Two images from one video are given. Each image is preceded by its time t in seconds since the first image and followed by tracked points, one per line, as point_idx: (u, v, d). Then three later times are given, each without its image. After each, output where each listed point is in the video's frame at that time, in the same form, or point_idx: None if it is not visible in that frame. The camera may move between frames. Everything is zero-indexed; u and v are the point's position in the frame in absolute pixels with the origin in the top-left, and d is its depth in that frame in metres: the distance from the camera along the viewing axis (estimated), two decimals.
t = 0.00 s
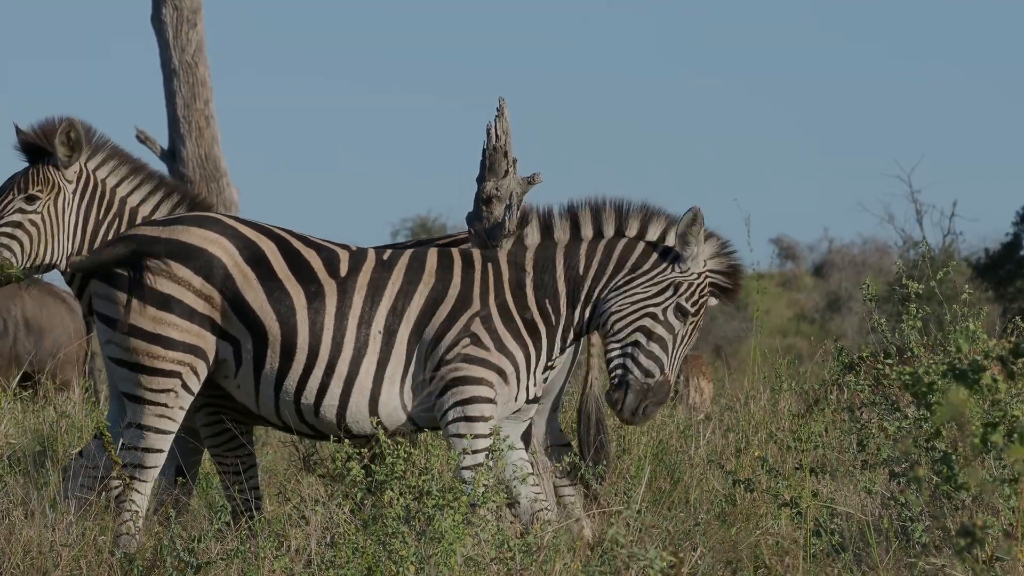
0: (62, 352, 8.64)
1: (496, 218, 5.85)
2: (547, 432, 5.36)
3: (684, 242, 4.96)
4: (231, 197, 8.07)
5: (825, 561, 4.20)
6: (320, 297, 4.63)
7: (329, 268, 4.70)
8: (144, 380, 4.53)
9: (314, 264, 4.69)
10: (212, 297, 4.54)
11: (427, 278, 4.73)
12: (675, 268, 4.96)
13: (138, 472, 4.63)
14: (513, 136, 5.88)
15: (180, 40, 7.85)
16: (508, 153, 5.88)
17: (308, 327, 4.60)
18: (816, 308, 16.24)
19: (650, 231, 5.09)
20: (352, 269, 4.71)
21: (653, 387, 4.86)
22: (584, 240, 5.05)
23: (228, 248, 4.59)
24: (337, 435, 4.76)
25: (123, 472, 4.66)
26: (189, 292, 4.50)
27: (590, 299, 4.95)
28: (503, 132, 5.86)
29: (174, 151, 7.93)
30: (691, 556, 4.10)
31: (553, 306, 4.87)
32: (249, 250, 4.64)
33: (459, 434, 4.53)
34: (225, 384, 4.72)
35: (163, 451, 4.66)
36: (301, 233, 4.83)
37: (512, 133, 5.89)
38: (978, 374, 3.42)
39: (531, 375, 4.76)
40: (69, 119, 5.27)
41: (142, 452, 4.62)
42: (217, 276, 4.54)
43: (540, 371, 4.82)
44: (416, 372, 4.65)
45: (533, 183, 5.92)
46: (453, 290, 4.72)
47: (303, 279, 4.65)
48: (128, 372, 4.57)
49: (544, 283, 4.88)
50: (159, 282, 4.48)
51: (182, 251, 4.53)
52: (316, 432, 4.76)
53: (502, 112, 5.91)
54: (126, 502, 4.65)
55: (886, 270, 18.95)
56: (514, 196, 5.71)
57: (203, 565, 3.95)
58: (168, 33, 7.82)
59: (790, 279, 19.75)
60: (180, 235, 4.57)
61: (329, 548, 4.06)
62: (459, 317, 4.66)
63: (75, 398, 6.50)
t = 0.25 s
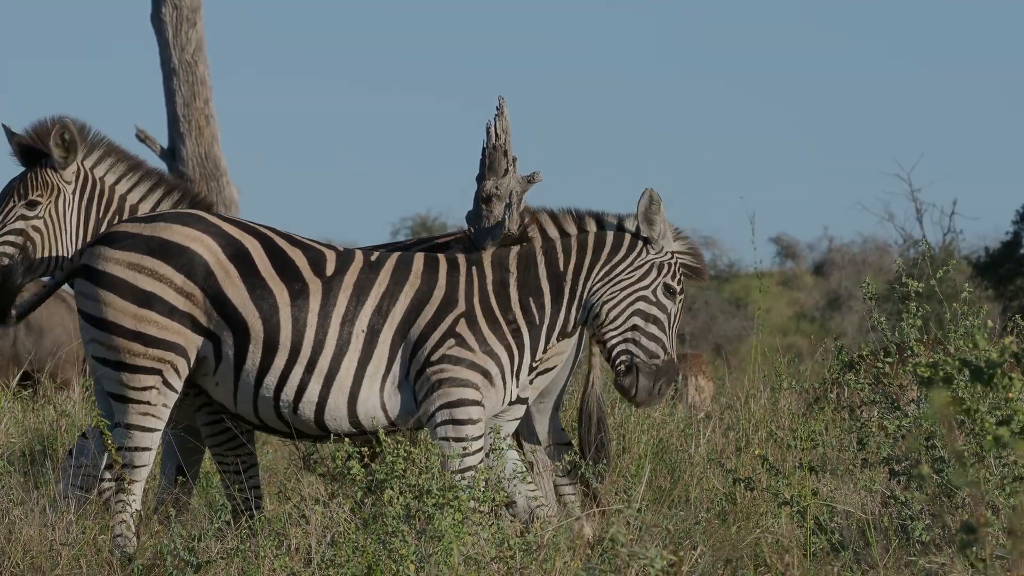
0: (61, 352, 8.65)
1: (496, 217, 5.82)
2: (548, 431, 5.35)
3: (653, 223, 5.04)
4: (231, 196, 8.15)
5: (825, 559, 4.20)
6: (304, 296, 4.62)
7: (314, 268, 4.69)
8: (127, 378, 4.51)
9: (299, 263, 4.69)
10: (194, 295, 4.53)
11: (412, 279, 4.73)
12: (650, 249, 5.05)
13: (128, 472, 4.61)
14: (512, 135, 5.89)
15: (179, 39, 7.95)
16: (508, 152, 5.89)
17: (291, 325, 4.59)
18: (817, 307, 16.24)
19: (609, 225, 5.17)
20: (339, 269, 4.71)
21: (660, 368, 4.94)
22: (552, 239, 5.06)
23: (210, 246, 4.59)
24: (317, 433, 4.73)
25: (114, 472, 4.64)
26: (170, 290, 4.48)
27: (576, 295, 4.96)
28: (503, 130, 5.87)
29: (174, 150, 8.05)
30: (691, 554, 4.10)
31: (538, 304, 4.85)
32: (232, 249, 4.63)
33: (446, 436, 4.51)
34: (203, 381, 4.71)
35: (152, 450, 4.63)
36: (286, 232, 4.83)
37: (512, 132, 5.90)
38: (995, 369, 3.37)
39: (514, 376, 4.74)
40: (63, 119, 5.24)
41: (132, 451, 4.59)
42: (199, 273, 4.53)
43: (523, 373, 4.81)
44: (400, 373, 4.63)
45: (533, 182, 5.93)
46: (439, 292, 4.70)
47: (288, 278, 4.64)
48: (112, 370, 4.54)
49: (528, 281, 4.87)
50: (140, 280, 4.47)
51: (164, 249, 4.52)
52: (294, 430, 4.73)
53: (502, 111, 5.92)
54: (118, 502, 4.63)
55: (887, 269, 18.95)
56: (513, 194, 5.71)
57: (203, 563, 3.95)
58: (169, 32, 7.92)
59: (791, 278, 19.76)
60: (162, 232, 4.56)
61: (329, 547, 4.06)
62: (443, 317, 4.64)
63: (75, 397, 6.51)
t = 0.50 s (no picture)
0: (61, 352, 8.66)
1: (496, 217, 5.84)
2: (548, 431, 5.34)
3: (613, 197, 4.75)
4: (231, 195, 8.25)
5: (825, 558, 4.20)
6: (302, 306, 4.63)
7: (312, 277, 4.70)
8: (127, 379, 4.51)
9: (298, 271, 4.69)
10: (195, 299, 4.54)
11: (400, 287, 4.72)
12: (614, 224, 4.81)
13: (126, 472, 4.63)
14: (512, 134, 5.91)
15: (179, 39, 8.09)
16: (508, 152, 5.91)
17: (288, 335, 4.59)
18: (817, 306, 16.24)
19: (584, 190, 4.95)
20: (335, 280, 4.70)
21: (646, 346, 4.76)
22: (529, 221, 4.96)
23: (212, 252, 4.61)
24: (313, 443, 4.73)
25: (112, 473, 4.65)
26: (171, 293, 4.49)
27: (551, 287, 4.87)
28: (504, 130, 5.89)
29: (175, 150, 8.17)
30: (690, 554, 4.10)
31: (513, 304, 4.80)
32: (233, 256, 4.65)
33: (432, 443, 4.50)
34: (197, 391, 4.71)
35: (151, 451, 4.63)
36: (284, 240, 4.83)
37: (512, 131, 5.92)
38: (1004, 366, 3.36)
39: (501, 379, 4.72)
40: (64, 118, 5.24)
41: (131, 451, 4.60)
42: (201, 278, 4.55)
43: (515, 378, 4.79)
44: (388, 381, 4.63)
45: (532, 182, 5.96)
46: (417, 299, 4.68)
47: (288, 286, 4.65)
48: (111, 370, 4.54)
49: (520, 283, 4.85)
50: (142, 281, 4.47)
51: (167, 252, 4.54)
52: (289, 440, 4.74)
53: (502, 111, 5.92)
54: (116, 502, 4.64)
55: (887, 267, 18.96)
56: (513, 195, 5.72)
57: (204, 562, 3.94)
58: (169, 33, 8.08)
59: (791, 277, 19.76)
60: (165, 236, 4.57)
61: (330, 546, 4.05)
62: (424, 323, 4.63)
63: (75, 397, 6.52)
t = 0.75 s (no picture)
0: (61, 353, 8.67)
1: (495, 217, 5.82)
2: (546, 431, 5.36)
3: (550, 170, 4.67)
4: (232, 195, 8.26)
5: (826, 558, 4.20)
6: (309, 307, 4.65)
7: (318, 278, 4.72)
8: (138, 380, 4.53)
9: (304, 273, 4.71)
10: (201, 300, 4.55)
11: (402, 288, 4.75)
12: (563, 194, 4.71)
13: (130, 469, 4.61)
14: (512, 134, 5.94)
15: (179, 39, 8.10)
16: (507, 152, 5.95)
17: (296, 337, 4.61)
18: (817, 305, 16.24)
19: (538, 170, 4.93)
20: (340, 279, 4.73)
21: (632, 300, 4.51)
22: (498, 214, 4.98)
23: (217, 253, 4.61)
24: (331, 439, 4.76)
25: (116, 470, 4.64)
26: (177, 294, 4.49)
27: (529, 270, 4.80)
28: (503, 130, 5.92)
29: (175, 151, 8.18)
30: (691, 554, 4.10)
31: (491, 293, 4.77)
32: (238, 257, 4.65)
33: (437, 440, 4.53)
34: (215, 390, 4.74)
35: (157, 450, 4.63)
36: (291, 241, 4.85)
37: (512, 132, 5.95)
38: (992, 367, 3.37)
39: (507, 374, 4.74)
40: (63, 117, 5.23)
41: (137, 450, 4.59)
42: (206, 279, 4.55)
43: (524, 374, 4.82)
44: (397, 380, 4.68)
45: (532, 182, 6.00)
46: (416, 298, 4.71)
47: (294, 286, 4.67)
48: (121, 371, 4.56)
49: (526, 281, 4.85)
50: (147, 283, 4.48)
51: (171, 253, 4.53)
52: (306, 438, 4.77)
53: (502, 111, 5.94)
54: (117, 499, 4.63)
55: (887, 267, 18.96)
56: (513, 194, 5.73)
57: (204, 562, 3.94)
58: (169, 32, 8.09)
59: (791, 277, 19.76)
60: (170, 237, 4.57)
61: (330, 546, 4.06)
62: (422, 322, 4.65)
63: (75, 397, 6.52)
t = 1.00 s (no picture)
0: (60, 353, 8.66)
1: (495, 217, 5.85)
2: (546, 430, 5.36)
3: (562, 170, 4.60)
4: (231, 195, 8.28)
5: (825, 557, 4.20)
6: (323, 305, 4.67)
7: (331, 275, 4.74)
8: (158, 385, 4.56)
9: (317, 271, 4.73)
10: (217, 303, 4.57)
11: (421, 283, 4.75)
12: (575, 197, 4.64)
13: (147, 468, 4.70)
14: (511, 134, 5.94)
15: (178, 39, 8.10)
16: (507, 152, 5.95)
17: (311, 334, 4.63)
18: (817, 305, 16.24)
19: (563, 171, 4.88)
20: (354, 275, 4.75)
21: (623, 314, 4.43)
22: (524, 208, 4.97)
23: (231, 255, 4.64)
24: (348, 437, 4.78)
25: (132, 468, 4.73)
26: (193, 299, 4.53)
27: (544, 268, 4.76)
28: (503, 130, 5.92)
29: (174, 151, 8.20)
30: (691, 553, 4.10)
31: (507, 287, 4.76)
32: (251, 258, 4.67)
33: (454, 435, 4.55)
34: (234, 395, 4.76)
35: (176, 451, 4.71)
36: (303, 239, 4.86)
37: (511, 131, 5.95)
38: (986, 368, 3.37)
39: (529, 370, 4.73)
40: (63, 118, 5.22)
41: (156, 452, 4.66)
42: (221, 282, 4.58)
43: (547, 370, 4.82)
44: (416, 375, 4.67)
45: (531, 181, 6.02)
46: (438, 293, 4.72)
47: (307, 284, 4.69)
48: (141, 376, 4.59)
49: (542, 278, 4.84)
50: (162, 289, 4.52)
51: (185, 258, 4.57)
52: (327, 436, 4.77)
53: (501, 111, 5.95)
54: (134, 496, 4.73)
55: (887, 267, 18.96)
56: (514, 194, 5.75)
57: (205, 562, 3.95)
58: (168, 31, 8.10)
59: (790, 277, 19.77)
60: (183, 242, 4.61)
61: (330, 546, 4.06)
62: (445, 317, 4.66)
63: (75, 397, 6.52)
